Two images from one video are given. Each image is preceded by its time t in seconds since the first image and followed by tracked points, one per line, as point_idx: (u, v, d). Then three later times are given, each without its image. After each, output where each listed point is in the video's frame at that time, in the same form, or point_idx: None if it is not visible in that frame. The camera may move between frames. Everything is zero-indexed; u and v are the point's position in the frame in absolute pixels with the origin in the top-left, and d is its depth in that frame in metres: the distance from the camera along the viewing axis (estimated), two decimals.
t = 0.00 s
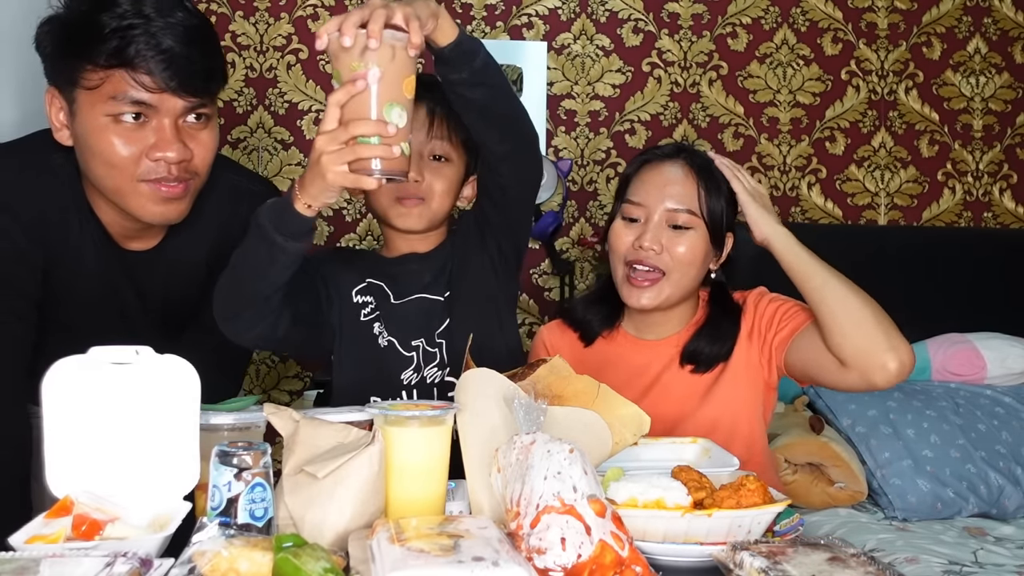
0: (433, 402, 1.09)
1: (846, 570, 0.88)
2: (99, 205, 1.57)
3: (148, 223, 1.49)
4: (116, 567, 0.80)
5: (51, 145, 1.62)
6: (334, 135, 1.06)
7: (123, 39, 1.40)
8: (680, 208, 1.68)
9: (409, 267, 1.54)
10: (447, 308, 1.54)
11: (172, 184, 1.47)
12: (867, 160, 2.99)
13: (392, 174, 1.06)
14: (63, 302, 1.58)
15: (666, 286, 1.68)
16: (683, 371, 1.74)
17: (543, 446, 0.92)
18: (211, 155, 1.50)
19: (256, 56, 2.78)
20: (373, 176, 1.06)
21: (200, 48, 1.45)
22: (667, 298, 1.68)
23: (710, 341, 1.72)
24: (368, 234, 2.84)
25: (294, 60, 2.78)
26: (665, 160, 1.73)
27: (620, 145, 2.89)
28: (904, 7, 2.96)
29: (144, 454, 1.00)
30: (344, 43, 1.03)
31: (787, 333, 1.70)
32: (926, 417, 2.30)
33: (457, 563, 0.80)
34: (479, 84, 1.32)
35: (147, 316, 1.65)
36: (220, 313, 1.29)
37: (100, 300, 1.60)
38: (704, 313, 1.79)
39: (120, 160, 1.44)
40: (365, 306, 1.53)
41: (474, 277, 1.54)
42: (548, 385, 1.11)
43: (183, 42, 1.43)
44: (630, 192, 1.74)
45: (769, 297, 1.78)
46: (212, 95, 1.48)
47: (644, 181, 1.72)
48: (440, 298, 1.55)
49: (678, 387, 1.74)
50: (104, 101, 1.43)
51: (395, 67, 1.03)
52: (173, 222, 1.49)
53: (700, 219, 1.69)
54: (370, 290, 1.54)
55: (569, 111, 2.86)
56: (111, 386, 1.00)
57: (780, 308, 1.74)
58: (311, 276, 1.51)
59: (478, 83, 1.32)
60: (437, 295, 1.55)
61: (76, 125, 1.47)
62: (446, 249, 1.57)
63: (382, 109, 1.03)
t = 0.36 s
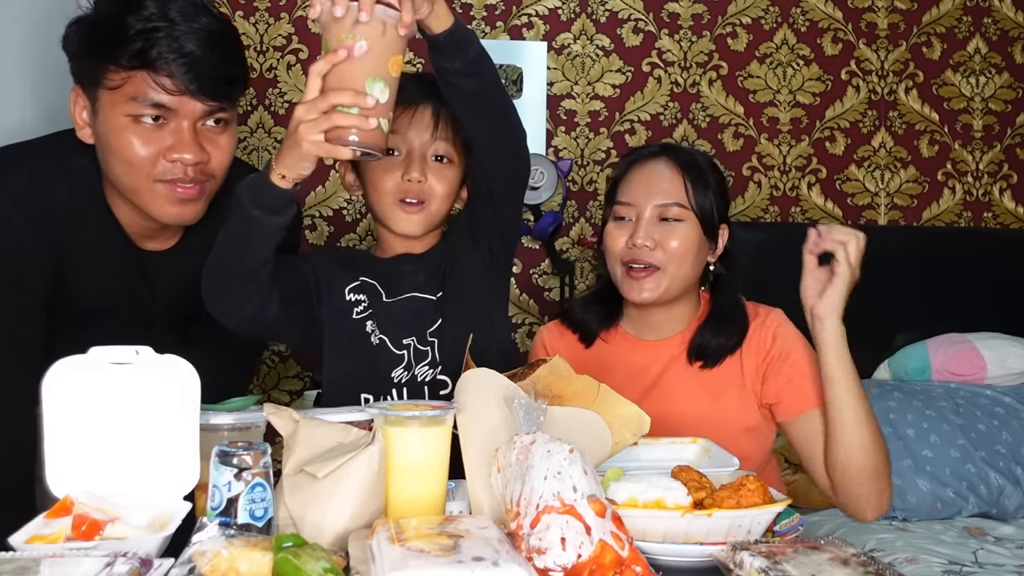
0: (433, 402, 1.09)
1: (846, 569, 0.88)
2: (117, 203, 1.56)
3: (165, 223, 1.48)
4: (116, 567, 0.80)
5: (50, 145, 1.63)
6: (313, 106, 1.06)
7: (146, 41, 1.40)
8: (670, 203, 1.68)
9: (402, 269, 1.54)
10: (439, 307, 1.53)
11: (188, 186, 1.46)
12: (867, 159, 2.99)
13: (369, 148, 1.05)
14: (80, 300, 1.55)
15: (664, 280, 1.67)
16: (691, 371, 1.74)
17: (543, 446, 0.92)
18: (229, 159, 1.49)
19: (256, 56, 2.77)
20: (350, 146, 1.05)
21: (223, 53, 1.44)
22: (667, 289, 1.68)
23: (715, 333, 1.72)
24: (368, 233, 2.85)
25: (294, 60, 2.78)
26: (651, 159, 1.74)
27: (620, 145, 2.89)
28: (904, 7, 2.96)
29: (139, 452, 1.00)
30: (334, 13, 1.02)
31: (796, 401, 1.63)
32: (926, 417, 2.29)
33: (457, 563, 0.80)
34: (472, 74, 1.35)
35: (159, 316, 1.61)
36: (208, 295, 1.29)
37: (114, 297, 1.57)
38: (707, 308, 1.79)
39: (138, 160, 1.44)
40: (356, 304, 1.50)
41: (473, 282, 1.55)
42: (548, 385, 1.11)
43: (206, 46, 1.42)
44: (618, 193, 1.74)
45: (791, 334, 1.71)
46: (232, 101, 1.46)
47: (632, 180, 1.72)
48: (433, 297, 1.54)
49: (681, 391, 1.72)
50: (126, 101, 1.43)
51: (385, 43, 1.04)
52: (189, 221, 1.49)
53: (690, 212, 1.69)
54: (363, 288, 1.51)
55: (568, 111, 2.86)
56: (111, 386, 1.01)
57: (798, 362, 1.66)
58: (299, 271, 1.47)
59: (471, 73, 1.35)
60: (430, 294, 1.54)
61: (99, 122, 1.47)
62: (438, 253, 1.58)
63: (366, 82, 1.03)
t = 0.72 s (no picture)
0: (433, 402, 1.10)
1: (846, 569, 0.88)
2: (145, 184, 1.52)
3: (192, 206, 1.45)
4: (116, 567, 0.80)
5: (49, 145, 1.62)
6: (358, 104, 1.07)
7: (193, 28, 1.41)
8: (669, 203, 1.68)
9: (398, 270, 1.52)
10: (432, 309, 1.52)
11: (217, 171, 1.43)
12: (867, 159, 2.99)
13: (409, 152, 1.08)
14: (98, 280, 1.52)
15: (662, 279, 1.66)
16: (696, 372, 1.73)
17: (543, 446, 0.92)
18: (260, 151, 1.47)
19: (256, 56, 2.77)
20: (390, 152, 1.08)
21: (265, 46, 1.44)
22: (666, 288, 1.67)
23: (721, 329, 1.71)
24: (368, 233, 2.84)
25: (294, 60, 2.78)
26: (649, 158, 1.74)
27: (620, 145, 2.89)
28: (904, 7, 2.96)
29: (136, 451, 1.00)
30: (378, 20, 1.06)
31: (800, 425, 1.69)
32: (926, 417, 2.29)
33: (457, 563, 0.80)
34: (493, 81, 1.35)
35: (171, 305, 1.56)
36: (208, 292, 1.29)
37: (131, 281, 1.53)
38: (714, 304, 1.78)
39: (171, 141, 1.42)
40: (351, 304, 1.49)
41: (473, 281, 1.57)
42: (549, 386, 1.11)
43: (250, 39, 1.42)
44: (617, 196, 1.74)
45: (799, 353, 1.72)
46: (269, 93, 1.46)
47: (631, 181, 1.72)
48: (425, 300, 1.52)
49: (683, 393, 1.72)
50: (166, 83, 1.43)
51: (426, 50, 1.07)
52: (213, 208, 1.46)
53: (688, 211, 1.68)
54: (357, 289, 1.50)
55: (569, 111, 2.86)
56: (111, 386, 1.01)
57: (803, 385, 1.70)
58: (297, 270, 1.46)
59: (492, 80, 1.35)
60: (421, 296, 1.52)
61: (138, 101, 1.47)
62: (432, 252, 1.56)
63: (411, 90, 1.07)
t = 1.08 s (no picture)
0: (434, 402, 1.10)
1: (846, 569, 0.88)
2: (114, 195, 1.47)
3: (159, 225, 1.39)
4: (116, 567, 0.80)
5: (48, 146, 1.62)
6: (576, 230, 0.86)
7: (173, 45, 1.29)
8: (700, 213, 1.64)
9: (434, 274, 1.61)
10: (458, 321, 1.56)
11: (183, 198, 1.35)
12: (867, 160, 3.00)
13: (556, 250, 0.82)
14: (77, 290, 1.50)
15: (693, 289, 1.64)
16: (708, 373, 1.73)
17: (543, 446, 0.92)
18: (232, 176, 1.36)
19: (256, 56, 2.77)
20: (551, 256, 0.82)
21: (247, 67, 1.32)
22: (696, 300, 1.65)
23: (733, 331, 1.68)
24: (368, 233, 2.85)
25: (294, 60, 2.78)
26: (677, 162, 1.69)
27: (620, 145, 2.90)
28: (904, 8, 2.97)
29: (135, 449, 1.00)
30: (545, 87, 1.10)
31: (802, 428, 1.68)
32: (925, 417, 2.30)
33: (456, 563, 0.80)
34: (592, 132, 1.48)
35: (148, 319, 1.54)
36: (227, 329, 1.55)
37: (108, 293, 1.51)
38: (725, 307, 1.72)
39: (140, 161, 1.33)
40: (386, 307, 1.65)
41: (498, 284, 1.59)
42: (548, 385, 1.08)
43: (232, 60, 1.30)
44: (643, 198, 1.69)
45: (807, 356, 1.70)
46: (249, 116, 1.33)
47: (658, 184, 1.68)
48: (451, 313, 1.57)
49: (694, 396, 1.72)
50: (138, 102, 1.31)
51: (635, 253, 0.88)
52: (180, 229, 1.40)
53: (721, 221, 1.65)
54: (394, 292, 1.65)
55: (569, 111, 2.86)
56: (111, 387, 1.01)
57: (808, 387, 1.69)
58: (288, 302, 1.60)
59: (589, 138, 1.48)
60: (448, 309, 1.58)
61: (109, 115, 1.37)
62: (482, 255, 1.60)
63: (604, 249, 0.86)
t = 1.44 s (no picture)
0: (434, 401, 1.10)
1: (846, 570, 0.88)
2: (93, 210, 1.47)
3: (134, 238, 1.40)
4: (116, 567, 0.80)
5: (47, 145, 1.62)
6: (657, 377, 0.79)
7: (142, 53, 1.28)
8: (697, 210, 1.64)
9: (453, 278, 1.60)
10: (462, 326, 1.54)
11: (159, 210, 1.35)
12: (867, 159, 2.99)
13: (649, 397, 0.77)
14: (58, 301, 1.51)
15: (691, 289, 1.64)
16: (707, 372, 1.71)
17: (543, 446, 0.91)
18: (209, 183, 1.36)
19: (256, 56, 2.76)
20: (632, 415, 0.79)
21: (218, 73, 1.32)
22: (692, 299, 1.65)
23: (730, 332, 1.67)
24: (368, 234, 2.85)
25: (294, 60, 2.78)
26: (675, 161, 1.69)
27: (620, 145, 2.90)
28: (904, 7, 2.97)
29: (134, 450, 1.00)
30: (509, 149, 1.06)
31: (799, 428, 1.67)
32: (925, 417, 2.30)
33: (456, 563, 0.80)
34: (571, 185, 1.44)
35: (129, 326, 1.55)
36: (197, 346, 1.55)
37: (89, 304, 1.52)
38: (721, 308, 1.73)
39: (113, 173, 1.32)
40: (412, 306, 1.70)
41: (515, 287, 1.49)
42: (549, 385, 1.08)
43: (203, 65, 1.30)
44: (643, 196, 1.69)
45: (805, 355, 1.69)
46: (224, 123, 1.32)
47: (655, 184, 1.68)
48: (458, 320, 1.55)
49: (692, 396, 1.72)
50: (109, 112, 1.30)
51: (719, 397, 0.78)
52: (158, 241, 1.41)
53: (719, 219, 1.65)
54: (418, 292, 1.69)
55: (569, 111, 2.86)
56: (110, 387, 1.01)
57: (805, 387, 1.68)
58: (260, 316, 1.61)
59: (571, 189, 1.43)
60: (457, 316, 1.55)
61: (80, 124, 1.35)
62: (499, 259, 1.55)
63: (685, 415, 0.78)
